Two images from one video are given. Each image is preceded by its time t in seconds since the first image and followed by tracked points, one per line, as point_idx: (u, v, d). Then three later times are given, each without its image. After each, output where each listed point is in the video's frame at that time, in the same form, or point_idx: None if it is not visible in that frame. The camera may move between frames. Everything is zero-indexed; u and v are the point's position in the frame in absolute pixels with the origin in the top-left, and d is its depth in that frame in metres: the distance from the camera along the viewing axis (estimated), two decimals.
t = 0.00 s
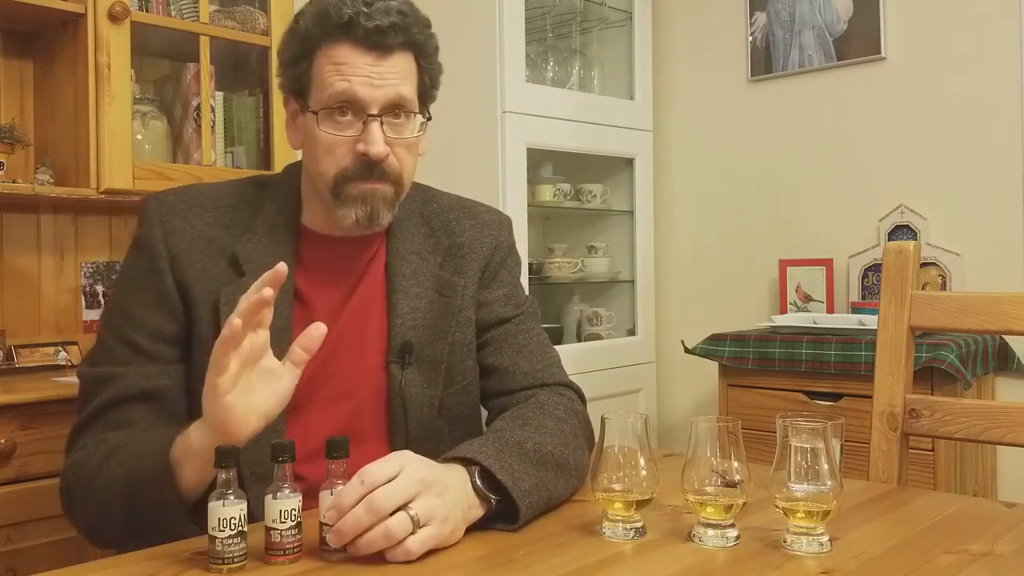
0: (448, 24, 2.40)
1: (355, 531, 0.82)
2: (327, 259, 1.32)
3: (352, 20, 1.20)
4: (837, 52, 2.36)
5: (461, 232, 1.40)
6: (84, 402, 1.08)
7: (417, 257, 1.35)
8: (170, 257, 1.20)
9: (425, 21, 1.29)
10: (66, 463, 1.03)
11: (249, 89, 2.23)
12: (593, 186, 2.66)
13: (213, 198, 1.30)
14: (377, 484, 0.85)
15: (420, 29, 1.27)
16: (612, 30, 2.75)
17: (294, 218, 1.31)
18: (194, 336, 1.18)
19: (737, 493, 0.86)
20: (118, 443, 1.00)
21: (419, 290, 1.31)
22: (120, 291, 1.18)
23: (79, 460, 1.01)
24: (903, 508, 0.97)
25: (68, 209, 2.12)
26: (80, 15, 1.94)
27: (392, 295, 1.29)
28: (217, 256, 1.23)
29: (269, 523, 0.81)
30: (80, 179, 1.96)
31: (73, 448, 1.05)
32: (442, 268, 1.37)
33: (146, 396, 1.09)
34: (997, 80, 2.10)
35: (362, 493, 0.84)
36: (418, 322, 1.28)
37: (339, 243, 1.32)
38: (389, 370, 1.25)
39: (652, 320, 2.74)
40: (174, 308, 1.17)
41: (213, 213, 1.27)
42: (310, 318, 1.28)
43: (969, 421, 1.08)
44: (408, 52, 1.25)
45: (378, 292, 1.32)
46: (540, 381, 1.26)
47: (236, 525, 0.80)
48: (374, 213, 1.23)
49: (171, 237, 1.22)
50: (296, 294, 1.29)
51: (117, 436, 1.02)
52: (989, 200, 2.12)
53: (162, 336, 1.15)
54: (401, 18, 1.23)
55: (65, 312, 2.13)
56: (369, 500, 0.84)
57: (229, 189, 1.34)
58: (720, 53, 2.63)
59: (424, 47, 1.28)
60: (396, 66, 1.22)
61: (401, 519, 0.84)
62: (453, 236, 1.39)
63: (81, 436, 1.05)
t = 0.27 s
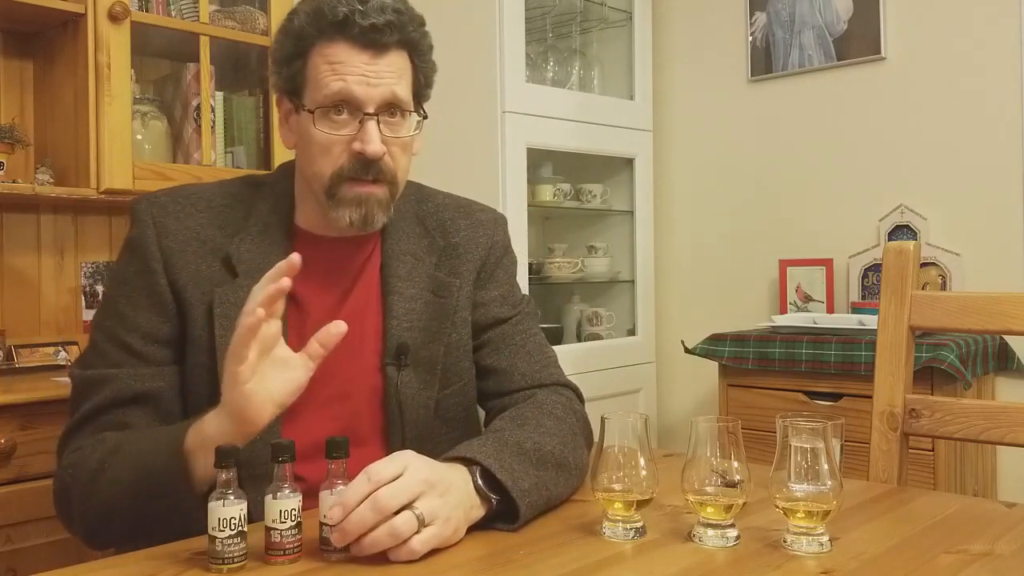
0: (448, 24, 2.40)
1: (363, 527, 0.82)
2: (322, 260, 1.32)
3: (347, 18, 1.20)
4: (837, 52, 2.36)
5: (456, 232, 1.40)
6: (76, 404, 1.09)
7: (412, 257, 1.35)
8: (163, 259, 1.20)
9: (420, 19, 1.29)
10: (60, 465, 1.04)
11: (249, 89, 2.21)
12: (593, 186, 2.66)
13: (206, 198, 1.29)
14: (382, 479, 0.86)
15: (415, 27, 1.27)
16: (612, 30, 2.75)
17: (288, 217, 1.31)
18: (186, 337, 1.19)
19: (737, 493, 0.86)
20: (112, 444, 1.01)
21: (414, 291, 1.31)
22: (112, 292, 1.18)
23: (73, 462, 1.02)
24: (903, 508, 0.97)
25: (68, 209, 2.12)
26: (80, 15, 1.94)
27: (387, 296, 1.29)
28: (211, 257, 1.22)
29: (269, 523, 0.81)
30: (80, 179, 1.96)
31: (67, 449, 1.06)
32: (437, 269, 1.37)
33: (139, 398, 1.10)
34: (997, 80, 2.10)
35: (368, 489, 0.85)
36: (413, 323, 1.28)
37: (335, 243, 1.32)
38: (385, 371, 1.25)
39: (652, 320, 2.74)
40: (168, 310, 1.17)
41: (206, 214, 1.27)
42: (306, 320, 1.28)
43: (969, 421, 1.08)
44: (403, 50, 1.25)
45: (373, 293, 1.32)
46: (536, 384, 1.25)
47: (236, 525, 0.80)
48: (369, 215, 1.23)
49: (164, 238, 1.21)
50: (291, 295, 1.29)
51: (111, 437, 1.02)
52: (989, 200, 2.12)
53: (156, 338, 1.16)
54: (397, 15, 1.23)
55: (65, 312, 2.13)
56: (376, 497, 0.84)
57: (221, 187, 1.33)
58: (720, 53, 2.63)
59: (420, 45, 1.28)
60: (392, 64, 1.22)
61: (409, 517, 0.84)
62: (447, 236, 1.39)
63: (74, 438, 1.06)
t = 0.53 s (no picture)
0: (448, 24, 2.40)
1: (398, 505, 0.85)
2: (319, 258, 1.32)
3: (348, 19, 1.20)
4: (837, 52, 2.36)
5: (453, 230, 1.39)
6: (78, 405, 1.10)
7: (409, 255, 1.34)
8: (162, 260, 1.20)
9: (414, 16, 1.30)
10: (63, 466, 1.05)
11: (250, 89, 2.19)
12: (593, 186, 2.66)
13: (205, 199, 1.29)
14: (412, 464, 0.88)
15: (411, 24, 1.27)
16: (612, 30, 2.75)
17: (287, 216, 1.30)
18: (187, 338, 1.19)
19: (737, 493, 0.86)
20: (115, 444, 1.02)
21: (412, 289, 1.31)
22: (113, 293, 1.18)
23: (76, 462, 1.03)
24: (903, 508, 0.97)
25: (68, 209, 2.12)
26: (80, 15, 1.94)
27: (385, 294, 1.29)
28: (209, 257, 1.22)
29: (269, 523, 0.81)
30: (80, 179, 1.96)
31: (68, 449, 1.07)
32: (434, 266, 1.36)
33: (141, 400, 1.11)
34: (997, 80, 2.10)
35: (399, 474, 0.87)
36: (411, 321, 1.28)
37: (334, 242, 1.32)
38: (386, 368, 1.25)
39: (652, 320, 2.74)
40: (168, 311, 1.18)
41: (204, 215, 1.26)
42: (304, 318, 1.28)
43: (969, 421, 1.08)
44: (403, 49, 1.25)
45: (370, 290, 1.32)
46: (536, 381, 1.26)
47: (236, 525, 0.80)
48: (381, 210, 1.23)
49: (163, 239, 1.21)
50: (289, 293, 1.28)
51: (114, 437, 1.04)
52: (989, 200, 2.12)
53: (156, 339, 1.16)
54: (395, 13, 1.24)
55: (65, 312, 2.13)
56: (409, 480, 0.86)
57: (220, 187, 1.33)
58: (720, 53, 2.63)
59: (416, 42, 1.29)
60: (393, 63, 1.23)
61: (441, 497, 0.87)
62: (444, 233, 1.39)
63: (75, 439, 1.08)
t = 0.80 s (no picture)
0: (448, 24, 2.40)
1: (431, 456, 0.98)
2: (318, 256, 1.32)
3: (346, 21, 1.20)
4: (837, 52, 2.36)
5: (454, 228, 1.40)
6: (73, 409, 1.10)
7: (411, 253, 1.35)
8: (159, 263, 1.20)
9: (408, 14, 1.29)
10: (59, 471, 1.05)
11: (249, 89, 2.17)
12: (593, 186, 2.66)
13: (201, 201, 1.29)
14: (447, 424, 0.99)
15: (406, 23, 1.27)
16: (612, 29, 2.75)
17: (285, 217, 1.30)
18: (184, 341, 1.19)
19: (737, 493, 0.86)
20: (114, 453, 1.03)
21: (416, 288, 1.32)
22: (109, 296, 1.18)
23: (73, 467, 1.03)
24: (903, 508, 0.97)
25: (68, 209, 2.12)
26: (80, 15, 1.94)
27: (388, 293, 1.30)
28: (208, 259, 1.22)
29: (269, 523, 0.81)
30: (80, 179, 1.96)
31: (63, 455, 1.07)
32: (436, 264, 1.37)
33: (137, 405, 1.11)
34: (997, 80, 2.10)
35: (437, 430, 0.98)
36: (416, 319, 1.29)
37: (334, 242, 1.32)
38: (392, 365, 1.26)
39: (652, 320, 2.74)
40: (164, 314, 1.17)
41: (201, 217, 1.26)
42: (304, 317, 1.28)
43: (969, 421, 1.08)
44: (399, 49, 1.25)
45: (370, 287, 1.32)
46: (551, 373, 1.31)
47: (236, 525, 0.80)
48: (382, 214, 1.24)
49: (160, 241, 1.21)
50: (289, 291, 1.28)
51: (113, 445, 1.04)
52: (990, 200, 2.12)
53: (153, 342, 1.16)
54: (392, 13, 1.24)
55: (65, 312, 2.13)
56: (444, 442, 0.97)
57: (216, 189, 1.33)
58: (720, 53, 2.63)
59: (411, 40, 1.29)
60: (392, 64, 1.23)
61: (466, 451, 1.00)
62: (444, 231, 1.40)
63: (71, 444, 1.07)
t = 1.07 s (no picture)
0: (448, 24, 2.40)
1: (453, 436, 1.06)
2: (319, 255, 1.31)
3: (319, 15, 1.21)
4: (837, 52, 2.36)
5: (456, 226, 1.40)
6: (72, 413, 1.10)
7: (416, 251, 1.35)
8: (160, 267, 1.19)
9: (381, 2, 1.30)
10: (58, 477, 1.06)
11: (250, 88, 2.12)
12: (593, 186, 2.66)
13: (200, 203, 1.28)
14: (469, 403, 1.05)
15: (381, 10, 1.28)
16: (612, 30, 2.75)
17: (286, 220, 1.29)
18: (185, 344, 1.19)
19: (737, 493, 0.86)
20: (116, 463, 1.03)
21: (423, 286, 1.32)
22: (109, 299, 1.17)
23: (74, 474, 1.03)
24: (903, 509, 0.97)
25: (68, 209, 2.13)
26: (80, 15, 1.94)
27: (396, 291, 1.30)
28: (209, 261, 1.22)
29: (269, 523, 0.81)
30: (80, 179, 1.96)
31: (62, 460, 1.08)
32: (439, 264, 1.37)
33: (137, 410, 1.11)
34: (996, 80, 2.10)
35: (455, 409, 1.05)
36: (425, 318, 1.29)
37: (334, 241, 1.32)
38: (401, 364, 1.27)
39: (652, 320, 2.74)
40: (166, 318, 1.17)
41: (200, 219, 1.26)
42: (308, 316, 1.27)
43: (969, 421, 1.08)
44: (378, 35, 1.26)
45: (374, 287, 1.32)
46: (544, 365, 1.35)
47: (236, 525, 0.80)
48: (386, 203, 1.23)
49: (160, 244, 1.21)
50: (292, 290, 1.28)
51: (114, 454, 1.04)
52: (989, 200, 2.12)
53: (154, 346, 1.16)
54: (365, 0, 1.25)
55: (65, 312, 2.13)
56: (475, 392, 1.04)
57: (216, 190, 1.32)
58: (720, 53, 2.63)
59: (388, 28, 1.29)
60: (371, 50, 1.23)
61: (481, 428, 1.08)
62: (447, 230, 1.40)
63: (70, 449, 1.08)
